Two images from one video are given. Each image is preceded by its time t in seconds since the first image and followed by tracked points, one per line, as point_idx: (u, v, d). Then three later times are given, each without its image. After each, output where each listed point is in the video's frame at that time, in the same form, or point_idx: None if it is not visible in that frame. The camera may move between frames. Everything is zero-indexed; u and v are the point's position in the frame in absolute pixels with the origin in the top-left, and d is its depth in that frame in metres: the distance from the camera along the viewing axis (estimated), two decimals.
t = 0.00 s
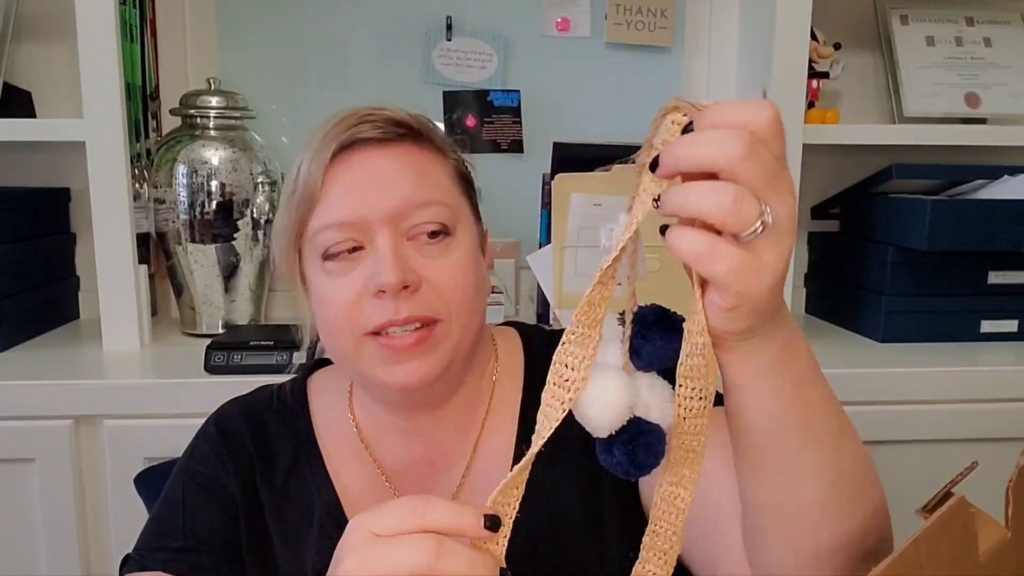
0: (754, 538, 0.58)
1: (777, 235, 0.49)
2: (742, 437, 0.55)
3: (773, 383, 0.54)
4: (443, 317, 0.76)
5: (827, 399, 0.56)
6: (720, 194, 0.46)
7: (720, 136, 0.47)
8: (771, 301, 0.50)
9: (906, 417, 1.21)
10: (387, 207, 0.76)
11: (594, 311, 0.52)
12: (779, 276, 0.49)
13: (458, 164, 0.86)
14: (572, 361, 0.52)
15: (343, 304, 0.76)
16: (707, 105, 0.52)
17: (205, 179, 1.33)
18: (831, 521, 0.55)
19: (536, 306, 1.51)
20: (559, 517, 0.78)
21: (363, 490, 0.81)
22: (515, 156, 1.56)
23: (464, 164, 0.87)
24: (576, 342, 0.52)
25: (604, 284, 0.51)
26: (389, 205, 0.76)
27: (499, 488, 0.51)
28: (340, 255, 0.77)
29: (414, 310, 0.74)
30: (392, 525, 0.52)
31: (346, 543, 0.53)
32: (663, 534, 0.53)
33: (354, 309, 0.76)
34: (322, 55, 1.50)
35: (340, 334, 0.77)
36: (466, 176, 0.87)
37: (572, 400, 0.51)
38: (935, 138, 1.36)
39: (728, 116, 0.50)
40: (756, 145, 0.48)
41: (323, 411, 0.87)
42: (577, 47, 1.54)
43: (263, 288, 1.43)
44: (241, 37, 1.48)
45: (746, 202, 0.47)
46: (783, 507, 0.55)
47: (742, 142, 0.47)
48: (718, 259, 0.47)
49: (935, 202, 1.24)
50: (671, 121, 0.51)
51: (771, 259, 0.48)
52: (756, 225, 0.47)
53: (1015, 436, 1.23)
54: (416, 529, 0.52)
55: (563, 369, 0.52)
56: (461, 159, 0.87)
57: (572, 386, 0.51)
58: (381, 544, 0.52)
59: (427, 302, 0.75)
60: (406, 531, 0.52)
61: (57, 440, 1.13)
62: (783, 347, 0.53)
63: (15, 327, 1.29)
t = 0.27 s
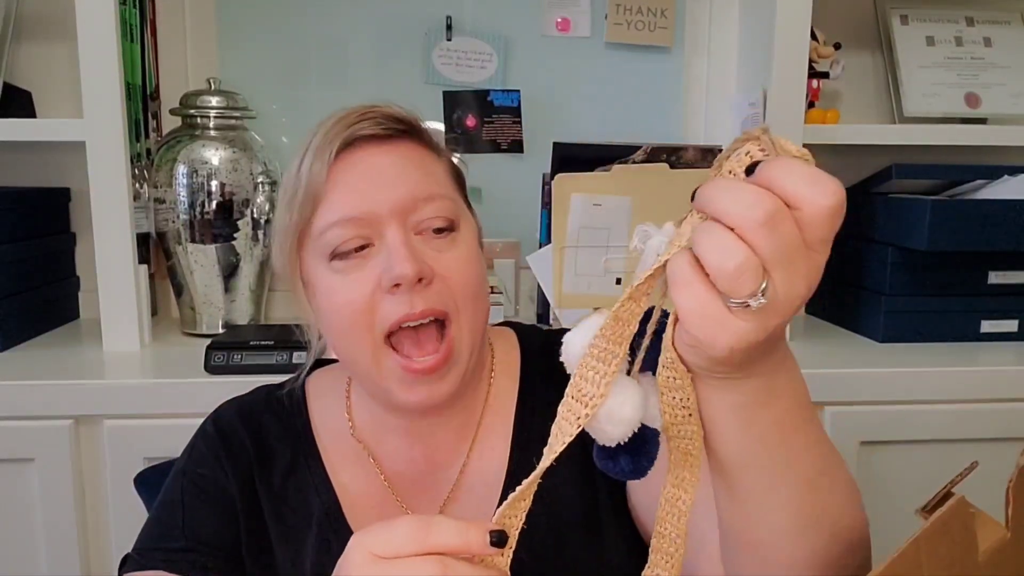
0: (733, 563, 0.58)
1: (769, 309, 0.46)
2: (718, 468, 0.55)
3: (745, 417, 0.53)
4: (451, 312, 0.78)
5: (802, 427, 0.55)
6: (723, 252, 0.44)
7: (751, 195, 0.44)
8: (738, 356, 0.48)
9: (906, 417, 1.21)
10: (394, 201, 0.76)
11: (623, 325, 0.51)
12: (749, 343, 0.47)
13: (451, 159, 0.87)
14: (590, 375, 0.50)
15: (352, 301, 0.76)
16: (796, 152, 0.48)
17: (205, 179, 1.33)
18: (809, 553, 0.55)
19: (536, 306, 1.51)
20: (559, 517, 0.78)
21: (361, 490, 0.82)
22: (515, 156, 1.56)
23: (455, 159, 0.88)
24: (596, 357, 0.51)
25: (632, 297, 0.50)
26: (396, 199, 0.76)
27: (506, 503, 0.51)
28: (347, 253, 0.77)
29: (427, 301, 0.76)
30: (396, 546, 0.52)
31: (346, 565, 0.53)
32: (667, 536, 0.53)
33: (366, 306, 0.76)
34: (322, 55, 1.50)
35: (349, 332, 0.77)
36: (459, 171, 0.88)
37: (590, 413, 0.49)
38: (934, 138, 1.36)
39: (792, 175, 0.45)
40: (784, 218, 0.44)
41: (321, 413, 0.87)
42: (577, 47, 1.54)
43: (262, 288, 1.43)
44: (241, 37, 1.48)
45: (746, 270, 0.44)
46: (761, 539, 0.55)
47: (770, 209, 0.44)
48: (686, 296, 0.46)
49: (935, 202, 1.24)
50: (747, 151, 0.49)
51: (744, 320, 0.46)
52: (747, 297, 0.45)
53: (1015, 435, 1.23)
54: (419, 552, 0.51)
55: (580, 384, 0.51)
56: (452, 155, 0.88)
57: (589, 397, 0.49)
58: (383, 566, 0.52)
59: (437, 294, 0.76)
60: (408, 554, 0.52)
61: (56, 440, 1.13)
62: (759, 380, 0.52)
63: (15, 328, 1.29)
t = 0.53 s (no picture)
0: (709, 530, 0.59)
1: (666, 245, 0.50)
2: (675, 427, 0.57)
3: (692, 371, 0.56)
4: (428, 325, 0.75)
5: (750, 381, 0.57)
6: (608, 207, 0.49)
7: (616, 155, 0.50)
8: (667, 303, 0.51)
9: (906, 417, 1.21)
10: (378, 211, 0.76)
11: (559, 310, 0.55)
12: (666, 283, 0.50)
13: (449, 163, 0.86)
14: (541, 365, 0.55)
15: (337, 309, 0.76)
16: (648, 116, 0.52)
17: (205, 179, 1.33)
18: (769, 509, 0.56)
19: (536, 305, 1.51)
20: (560, 517, 0.78)
21: (357, 490, 0.81)
22: (515, 156, 1.56)
23: (455, 164, 0.87)
24: (545, 348, 0.55)
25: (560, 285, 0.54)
26: (381, 210, 0.76)
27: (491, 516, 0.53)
28: (332, 261, 0.77)
29: (404, 315, 0.74)
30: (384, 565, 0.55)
31: None
32: (640, 527, 0.57)
33: (348, 315, 0.76)
34: (323, 55, 1.50)
35: (336, 338, 0.77)
36: (457, 177, 0.86)
37: (551, 400, 0.54)
38: (935, 138, 1.36)
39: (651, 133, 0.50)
40: (653, 164, 0.49)
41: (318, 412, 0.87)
42: (577, 47, 1.54)
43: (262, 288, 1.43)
44: (241, 37, 1.48)
45: (633, 215, 0.48)
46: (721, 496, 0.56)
47: (635, 160, 0.49)
48: (598, 260, 0.50)
49: (935, 201, 1.24)
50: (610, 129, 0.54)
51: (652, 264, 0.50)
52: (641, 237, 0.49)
53: (1015, 435, 1.23)
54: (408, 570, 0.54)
55: (534, 375, 0.55)
56: (453, 162, 0.87)
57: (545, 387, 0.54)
58: None
59: (419, 308, 0.74)
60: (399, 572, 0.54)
61: (56, 441, 1.13)
62: (699, 332, 0.55)
63: (15, 328, 1.29)
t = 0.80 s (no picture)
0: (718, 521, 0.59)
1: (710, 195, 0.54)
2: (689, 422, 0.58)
3: (710, 359, 0.57)
4: (427, 325, 0.75)
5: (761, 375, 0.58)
6: (654, 173, 0.52)
7: (633, 134, 0.53)
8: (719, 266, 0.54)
9: (906, 416, 1.21)
10: (374, 216, 0.76)
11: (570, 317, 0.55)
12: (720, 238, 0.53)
13: (450, 164, 0.85)
14: (552, 373, 0.55)
15: (334, 310, 0.77)
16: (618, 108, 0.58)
17: (205, 179, 1.33)
18: (782, 496, 0.57)
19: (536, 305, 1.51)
20: (559, 516, 0.78)
21: (357, 489, 0.81)
22: (515, 156, 1.56)
23: (457, 165, 0.87)
24: (557, 354, 0.55)
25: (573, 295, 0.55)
26: (377, 214, 0.76)
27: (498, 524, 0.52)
28: (330, 261, 0.78)
29: (401, 317, 0.74)
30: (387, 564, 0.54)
31: None
32: (657, 537, 0.54)
33: (343, 317, 0.76)
34: (323, 55, 1.50)
35: (333, 339, 0.78)
36: (458, 175, 0.86)
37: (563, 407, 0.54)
38: (935, 138, 1.35)
39: (647, 111, 0.56)
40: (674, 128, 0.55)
41: (318, 410, 0.87)
42: (577, 47, 1.54)
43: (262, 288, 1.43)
44: (241, 37, 1.48)
45: (682, 168, 0.52)
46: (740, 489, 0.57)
47: (659, 125, 0.53)
48: (663, 228, 0.52)
49: (936, 201, 1.24)
50: (586, 133, 0.57)
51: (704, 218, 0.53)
52: (694, 186, 0.53)
53: (1016, 435, 1.23)
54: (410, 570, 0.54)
55: (545, 382, 0.55)
56: (453, 160, 0.86)
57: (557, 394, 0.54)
58: None
59: (413, 310, 0.75)
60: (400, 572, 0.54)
61: (56, 440, 1.13)
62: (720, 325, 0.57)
63: (15, 327, 1.29)
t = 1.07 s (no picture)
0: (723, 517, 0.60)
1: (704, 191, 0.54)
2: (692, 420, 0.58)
3: (716, 356, 0.57)
4: (431, 323, 0.76)
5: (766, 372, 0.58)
6: (648, 173, 0.51)
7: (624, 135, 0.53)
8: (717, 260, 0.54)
9: (907, 417, 1.21)
10: (377, 214, 0.76)
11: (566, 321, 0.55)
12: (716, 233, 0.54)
13: (452, 164, 0.86)
14: (549, 378, 0.55)
15: (337, 307, 0.77)
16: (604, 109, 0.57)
17: (205, 179, 1.33)
18: (788, 491, 0.58)
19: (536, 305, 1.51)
20: (559, 516, 0.78)
21: (357, 488, 0.81)
22: (515, 156, 1.56)
23: (459, 164, 0.87)
24: (553, 359, 0.55)
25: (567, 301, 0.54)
26: (381, 211, 0.76)
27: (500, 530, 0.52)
28: (332, 259, 0.78)
29: (406, 313, 0.75)
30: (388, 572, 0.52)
31: None
32: (659, 537, 0.53)
33: (348, 314, 0.76)
34: (323, 55, 1.50)
35: (335, 336, 0.78)
36: (460, 174, 0.86)
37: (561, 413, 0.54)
38: (935, 138, 1.35)
39: (634, 112, 0.56)
40: (663, 127, 0.55)
41: (318, 408, 0.87)
42: (577, 47, 1.54)
43: (262, 288, 1.43)
44: (241, 37, 1.48)
45: (674, 167, 0.52)
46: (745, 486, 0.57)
47: (649, 125, 0.53)
48: (661, 227, 0.52)
49: (936, 201, 1.24)
50: (574, 136, 0.56)
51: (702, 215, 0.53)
52: (687, 184, 0.53)
53: (1016, 435, 1.23)
54: None
55: (543, 388, 0.55)
56: (455, 159, 0.87)
57: (555, 400, 0.54)
58: None
59: (418, 307, 0.75)
60: None
61: (57, 441, 1.13)
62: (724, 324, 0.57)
63: (15, 328, 1.29)
